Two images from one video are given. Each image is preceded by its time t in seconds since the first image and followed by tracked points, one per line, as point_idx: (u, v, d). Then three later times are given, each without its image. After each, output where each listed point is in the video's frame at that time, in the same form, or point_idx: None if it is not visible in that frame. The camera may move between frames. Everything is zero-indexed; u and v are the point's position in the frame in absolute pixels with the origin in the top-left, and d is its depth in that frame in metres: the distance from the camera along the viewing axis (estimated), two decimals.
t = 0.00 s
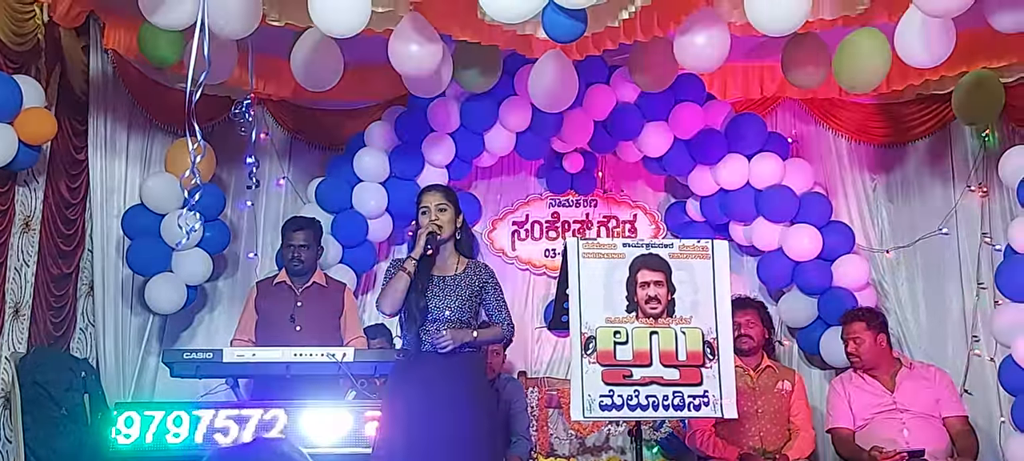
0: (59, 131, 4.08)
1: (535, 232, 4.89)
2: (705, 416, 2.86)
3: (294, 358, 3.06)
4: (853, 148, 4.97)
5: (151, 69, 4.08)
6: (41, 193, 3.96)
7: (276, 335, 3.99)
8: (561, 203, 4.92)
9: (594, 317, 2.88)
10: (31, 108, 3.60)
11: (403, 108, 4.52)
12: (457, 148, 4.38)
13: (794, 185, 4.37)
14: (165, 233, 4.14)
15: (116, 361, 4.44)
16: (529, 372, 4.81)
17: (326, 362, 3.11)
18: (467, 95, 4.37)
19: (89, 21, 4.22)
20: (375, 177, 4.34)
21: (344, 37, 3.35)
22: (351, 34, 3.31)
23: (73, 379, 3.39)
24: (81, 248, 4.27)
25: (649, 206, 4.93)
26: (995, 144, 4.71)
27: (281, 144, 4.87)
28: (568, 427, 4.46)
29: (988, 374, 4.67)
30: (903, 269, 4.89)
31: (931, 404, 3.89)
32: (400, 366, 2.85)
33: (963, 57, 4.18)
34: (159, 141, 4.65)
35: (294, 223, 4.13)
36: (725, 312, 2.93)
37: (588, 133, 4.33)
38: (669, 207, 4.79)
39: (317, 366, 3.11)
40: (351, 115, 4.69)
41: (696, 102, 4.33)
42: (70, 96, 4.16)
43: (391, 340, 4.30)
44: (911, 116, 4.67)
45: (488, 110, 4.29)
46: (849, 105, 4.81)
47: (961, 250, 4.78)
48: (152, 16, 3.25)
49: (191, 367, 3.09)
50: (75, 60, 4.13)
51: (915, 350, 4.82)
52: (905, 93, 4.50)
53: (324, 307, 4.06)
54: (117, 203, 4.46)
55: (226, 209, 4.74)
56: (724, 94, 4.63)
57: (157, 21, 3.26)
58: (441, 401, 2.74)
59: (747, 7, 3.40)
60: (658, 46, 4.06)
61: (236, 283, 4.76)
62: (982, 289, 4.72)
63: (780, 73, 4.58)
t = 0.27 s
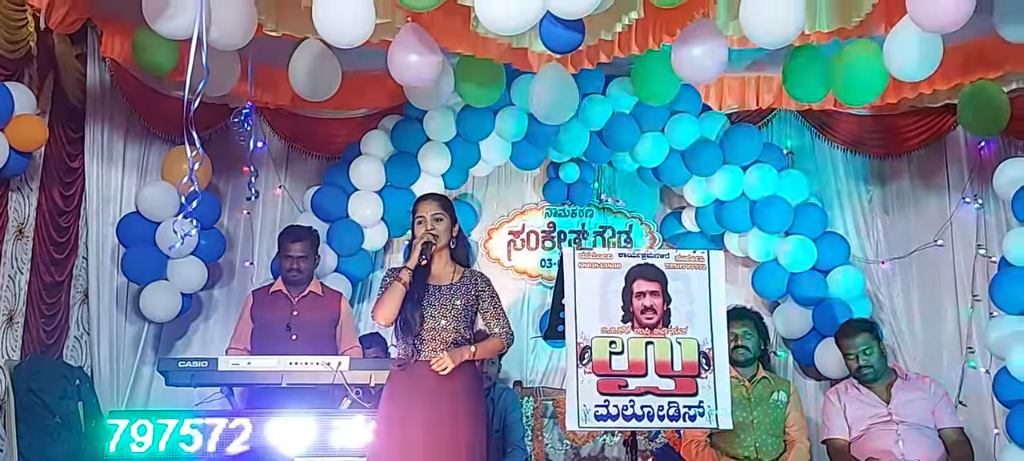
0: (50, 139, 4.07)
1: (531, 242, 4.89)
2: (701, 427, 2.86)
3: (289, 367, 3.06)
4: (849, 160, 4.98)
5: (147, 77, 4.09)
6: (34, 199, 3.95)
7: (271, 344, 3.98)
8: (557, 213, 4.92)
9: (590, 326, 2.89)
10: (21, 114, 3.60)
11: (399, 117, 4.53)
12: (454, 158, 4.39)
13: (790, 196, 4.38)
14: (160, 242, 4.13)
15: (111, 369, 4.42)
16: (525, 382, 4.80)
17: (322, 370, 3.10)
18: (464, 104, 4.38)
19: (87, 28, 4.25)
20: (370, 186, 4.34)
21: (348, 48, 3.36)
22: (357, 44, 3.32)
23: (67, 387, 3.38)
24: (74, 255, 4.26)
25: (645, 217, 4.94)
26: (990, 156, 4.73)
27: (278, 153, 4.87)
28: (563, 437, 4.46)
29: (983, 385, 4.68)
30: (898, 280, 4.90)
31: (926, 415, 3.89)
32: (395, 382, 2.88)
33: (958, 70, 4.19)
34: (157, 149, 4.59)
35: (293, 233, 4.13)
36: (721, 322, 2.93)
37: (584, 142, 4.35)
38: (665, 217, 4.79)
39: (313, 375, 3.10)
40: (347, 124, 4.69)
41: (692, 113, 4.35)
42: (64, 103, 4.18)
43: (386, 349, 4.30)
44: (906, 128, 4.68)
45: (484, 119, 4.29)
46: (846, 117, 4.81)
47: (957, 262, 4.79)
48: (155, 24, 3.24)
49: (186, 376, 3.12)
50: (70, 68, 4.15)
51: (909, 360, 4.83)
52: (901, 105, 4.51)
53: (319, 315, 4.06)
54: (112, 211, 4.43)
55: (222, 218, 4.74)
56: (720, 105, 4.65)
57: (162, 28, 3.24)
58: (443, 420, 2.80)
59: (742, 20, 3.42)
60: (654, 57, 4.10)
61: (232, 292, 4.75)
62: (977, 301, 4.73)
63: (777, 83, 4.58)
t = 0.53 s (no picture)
0: (58, 134, 4.06)
1: (536, 236, 4.89)
2: (708, 420, 2.86)
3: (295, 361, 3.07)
4: (855, 153, 4.96)
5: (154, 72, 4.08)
6: (42, 193, 3.94)
7: (278, 338, 3.98)
8: (563, 207, 4.92)
9: (597, 321, 2.89)
10: (24, 109, 3.58)
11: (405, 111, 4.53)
12: (459, 152, 4.38)
13: (798, 189, 4.36)
14: (166, 236, 4.13)
15: (117, 364, 4.43)
16: (531, 376, 4.80)
17: (328, 365, 3.10)
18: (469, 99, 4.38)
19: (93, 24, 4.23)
20: (376, 181, 4.35)
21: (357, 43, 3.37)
22: (364, 39, 3.32)
23: (75, 381, 3.39)
24: (81, 250, 4.26)
25: (651, 210, 4.93)
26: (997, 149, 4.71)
27: (284, 148, 4.87)
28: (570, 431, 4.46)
29: (990, 378, 4.69)
30: (905, 275, 4.86)
31: (934, 409, 3.88)
32: (401, 376, 2.86)
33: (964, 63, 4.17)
34: (163, 143, 4.65)
35: (301, 231, 4.09)
36: (728, 316, 2.93)
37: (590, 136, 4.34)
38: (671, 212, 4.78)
39: (319, 369, 3.10)
40: (353, 119, 4.69)
41: (699, 107, 4.34)
42: (70, 96, 4.16)
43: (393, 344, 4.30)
44: (913, 120, 4.66)
45: (490, 113, 4.29)
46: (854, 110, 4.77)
47: (964, 255, 4.80)
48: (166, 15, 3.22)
49: (193, 370, 3.10)
50: (77, 62, 4.14)
51: (916, 353, 4.81)
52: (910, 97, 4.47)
53: (327, 310, 4.06)
54: (119, 206, 4.47)
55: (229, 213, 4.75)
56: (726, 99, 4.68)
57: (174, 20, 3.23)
58: (450, 417, 2.79)
59: (748, 20, 3.41)
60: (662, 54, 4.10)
61: (237, 286, 4.79)
62: (984, 294, 4.75)
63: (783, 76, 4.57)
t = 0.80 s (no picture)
0: (59, 130, 4.08)
1: (537, 231, 4.89)
2: (708, 414, 2.87)
3: (296, 356, 3.07)
4: (856, 146, 4.94)
5: (154, 69, 4.09)
6: (42, 190, 3.95)
7: (278, 333, 3.99)
8: (563, 201, 4.92)
9: (596, 315, 2.88)
10: (24, 107, 3.59)
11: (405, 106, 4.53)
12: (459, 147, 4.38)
13: (798, 181, 4.37)
14: (167, 232, 4.14)
15: (118, 360, 4.44)
16: (532, 371, 4.81)
17: (328, 360, 3.09)
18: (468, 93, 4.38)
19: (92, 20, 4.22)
20: (376, 175, 4.33)
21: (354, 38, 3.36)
22: (362, 33, 3.32)
23: (76, 377, 3.39)
24: (82, 247, 4.27)
25: (651, 204, 4.93)
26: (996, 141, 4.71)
27: (284, 144, 4.88)
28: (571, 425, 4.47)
29: (990, 370, 4.68)
30: (905, 267, 4.87)
31: (934, 401, 3.89)
32: (402, 370, 2.85)
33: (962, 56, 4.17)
34: (164, 137, 4.63)
35: (306, 225, 4.11)
36: (728, 309, 2.93)
37: (589, 130, 4.33)
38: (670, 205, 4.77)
39: (319, 364, 3.10)
40: (353, 114, 4.69)
41: (698, 100, 4.34)
42: (70, 91, 4.17)
43: (393, 339, 4.31)
44: (913, 111, 4.65)
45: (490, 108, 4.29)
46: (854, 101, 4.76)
47: (964, 246, 4.79)
48: (165, 7, 3.18)
49: (193, 366, 3.11)
50: (77, 57, 4.13)
51: (916, 346, 4.81)
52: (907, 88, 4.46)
53: (327, 305, 4.06)
54: (119, 202, 4.45)
55: (229, 209, 4.75)
56: (726, 91, 4.59)
57: (173, 11, 3.19)
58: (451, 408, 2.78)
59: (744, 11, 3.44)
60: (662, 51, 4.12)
61: (237, 282, 4.77)
62: (984, 285, 4.73)
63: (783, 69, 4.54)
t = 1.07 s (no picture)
0: (57, 132, 4.06)
1: (534, 233, 4.89)
2: (706, 415, 2.85)
3: (294, 358, 3.06)
4: (853, 148, 4.98)
5: (153, 70, 4.08)
6: (42, 193, 3.94)
7: (276, 335, 3.98)
8: (561, 203, 4.92)
9: (595, 316, 2.91)
10: (26, 108, 3.58)
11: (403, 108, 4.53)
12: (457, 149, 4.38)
13: (795, 183, 4.37)
14: (164, 234, 4.13)
15: (116, 362, 4.43)
16: (530, 372, 4.81)
17: (326, 362, 3.10)
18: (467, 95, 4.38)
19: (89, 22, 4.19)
20: (374, 177, 4.33)
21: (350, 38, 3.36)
22: (355, 35, 3.32)
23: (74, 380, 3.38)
24: (80, 250, 4.26)
25: (648, 206, 4.93)
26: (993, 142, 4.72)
27: (282, 147, 4.88)
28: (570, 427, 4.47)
29: (987, 371, 4.69)
30: (903, 268, 4.86)
31: (932, 402, 3.89)
32: (401, 371, 2.86)
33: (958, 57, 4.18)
34: (161, 140, 4.64)
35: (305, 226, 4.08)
36: (726, 311, 2.94)
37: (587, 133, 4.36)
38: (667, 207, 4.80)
39: (316, 367, 3.10)
40: (351, 116, 4.70)
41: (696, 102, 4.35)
42: (70, 94, 4.15)
43: (392, 341, 4.30)
44: (910, 113, 4.69)
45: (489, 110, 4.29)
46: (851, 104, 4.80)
47: (961, 248, 4.81)
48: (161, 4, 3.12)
49: (190, 368, 3.08)
50: (75, 60, 4.11)
51: (913, 347, 4.81)
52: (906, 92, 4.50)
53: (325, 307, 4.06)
54: (117, 204, 4.45)
55: (227, 211, 4.74)
56: (724, 94, 4.67)
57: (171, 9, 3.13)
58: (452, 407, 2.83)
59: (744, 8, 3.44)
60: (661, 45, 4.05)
61: (235, 285, 4.77)
62: (981, 287, 4.76)
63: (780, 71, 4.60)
